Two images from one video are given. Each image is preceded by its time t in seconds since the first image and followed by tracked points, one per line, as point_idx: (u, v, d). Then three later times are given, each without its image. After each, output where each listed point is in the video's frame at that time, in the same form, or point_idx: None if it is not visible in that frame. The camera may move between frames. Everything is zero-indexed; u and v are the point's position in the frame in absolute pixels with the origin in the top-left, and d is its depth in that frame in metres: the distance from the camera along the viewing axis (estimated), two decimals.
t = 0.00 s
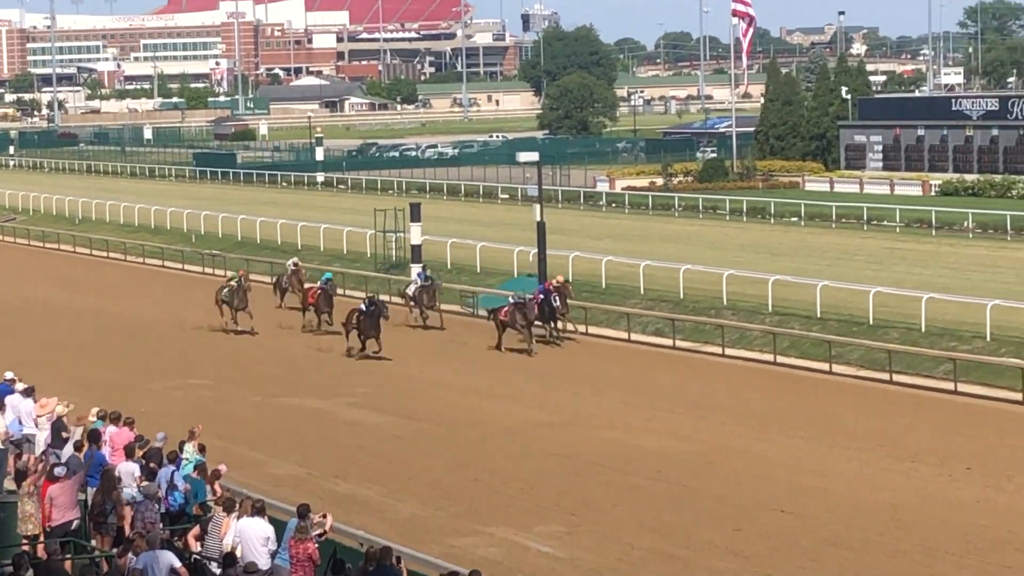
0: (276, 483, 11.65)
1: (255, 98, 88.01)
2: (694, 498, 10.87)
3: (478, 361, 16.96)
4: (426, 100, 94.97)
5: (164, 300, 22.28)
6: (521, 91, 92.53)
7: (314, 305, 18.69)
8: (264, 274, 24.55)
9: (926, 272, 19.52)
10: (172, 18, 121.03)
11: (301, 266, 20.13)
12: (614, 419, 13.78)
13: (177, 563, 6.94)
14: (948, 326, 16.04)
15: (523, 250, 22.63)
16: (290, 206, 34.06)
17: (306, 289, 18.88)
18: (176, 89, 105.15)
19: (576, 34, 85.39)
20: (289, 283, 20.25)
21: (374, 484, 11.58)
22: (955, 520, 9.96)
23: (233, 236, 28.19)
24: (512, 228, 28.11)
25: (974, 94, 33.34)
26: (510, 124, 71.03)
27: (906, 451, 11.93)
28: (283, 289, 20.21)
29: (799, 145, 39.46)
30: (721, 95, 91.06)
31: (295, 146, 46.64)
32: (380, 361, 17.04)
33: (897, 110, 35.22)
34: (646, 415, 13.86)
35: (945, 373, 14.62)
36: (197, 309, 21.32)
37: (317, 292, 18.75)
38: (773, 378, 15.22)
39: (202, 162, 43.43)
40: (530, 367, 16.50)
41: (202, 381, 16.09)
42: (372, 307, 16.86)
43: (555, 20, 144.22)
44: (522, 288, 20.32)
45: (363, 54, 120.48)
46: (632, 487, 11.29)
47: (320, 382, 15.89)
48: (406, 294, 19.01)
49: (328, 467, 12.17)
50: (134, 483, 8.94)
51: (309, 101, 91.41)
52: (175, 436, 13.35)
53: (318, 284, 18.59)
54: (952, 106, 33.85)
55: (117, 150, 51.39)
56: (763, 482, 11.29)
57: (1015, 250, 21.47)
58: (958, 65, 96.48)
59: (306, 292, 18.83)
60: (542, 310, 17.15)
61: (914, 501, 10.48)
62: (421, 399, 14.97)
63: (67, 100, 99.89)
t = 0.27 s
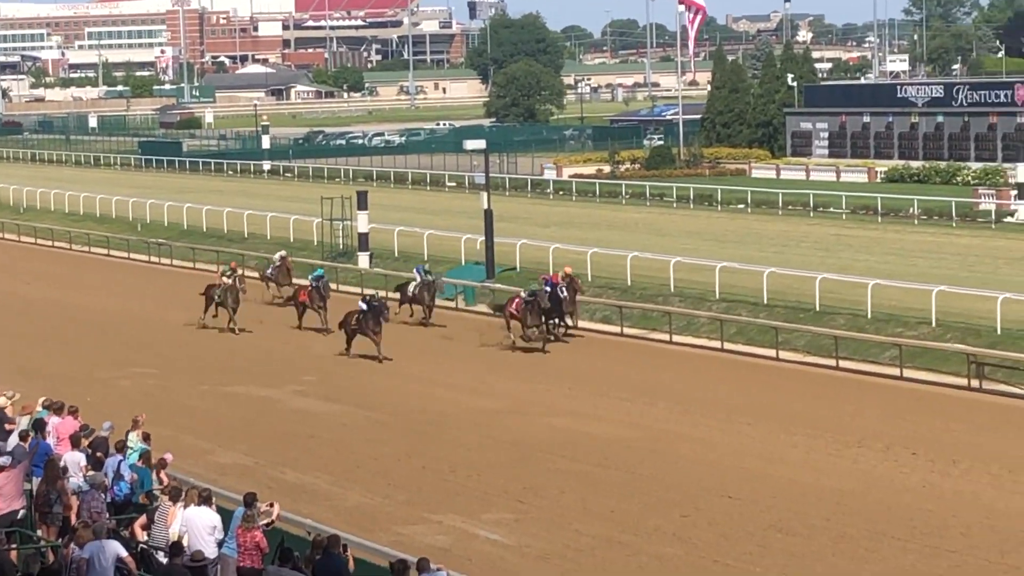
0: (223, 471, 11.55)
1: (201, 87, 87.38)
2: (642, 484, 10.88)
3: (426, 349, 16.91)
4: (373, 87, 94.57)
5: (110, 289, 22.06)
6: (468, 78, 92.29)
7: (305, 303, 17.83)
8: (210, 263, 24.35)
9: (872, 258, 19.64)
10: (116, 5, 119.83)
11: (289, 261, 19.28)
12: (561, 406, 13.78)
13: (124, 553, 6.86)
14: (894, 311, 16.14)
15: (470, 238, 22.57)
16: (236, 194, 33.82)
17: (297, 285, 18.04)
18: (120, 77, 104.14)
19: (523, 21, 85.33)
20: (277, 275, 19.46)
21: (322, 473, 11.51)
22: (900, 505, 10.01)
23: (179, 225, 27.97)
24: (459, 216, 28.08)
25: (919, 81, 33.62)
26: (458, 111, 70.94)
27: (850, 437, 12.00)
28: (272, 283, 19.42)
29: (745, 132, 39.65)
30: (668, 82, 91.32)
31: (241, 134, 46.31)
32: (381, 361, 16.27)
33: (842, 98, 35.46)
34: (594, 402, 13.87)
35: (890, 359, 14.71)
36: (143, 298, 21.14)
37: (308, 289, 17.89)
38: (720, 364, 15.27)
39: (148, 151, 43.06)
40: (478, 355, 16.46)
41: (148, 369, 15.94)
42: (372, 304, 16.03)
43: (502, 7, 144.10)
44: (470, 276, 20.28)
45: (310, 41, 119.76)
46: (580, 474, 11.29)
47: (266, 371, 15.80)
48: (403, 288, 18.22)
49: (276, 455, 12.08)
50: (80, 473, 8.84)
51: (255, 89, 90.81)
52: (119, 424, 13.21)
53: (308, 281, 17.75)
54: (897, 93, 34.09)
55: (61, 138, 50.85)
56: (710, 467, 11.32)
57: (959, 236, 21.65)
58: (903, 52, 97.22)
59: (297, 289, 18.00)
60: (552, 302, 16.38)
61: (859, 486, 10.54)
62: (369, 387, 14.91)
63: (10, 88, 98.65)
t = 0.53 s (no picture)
0: (162, 461, 11.41)
1: (138, 74, 86.47)
2: (582, 471, 10.87)
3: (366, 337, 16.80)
4: (312, 75, 93.95)
5: (45, 278, 21.75)
6: (407, 66, 91.88)
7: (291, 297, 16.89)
8: (148, 251, 24.09)
9: (810, 245, 19.76)
10: None
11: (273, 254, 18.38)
12: (502, 393, 13.74)
13: (61, 543, 6.76)
14: (831, 298, 16.23)
15: (410, 226, 22.48)
16: (174, 182, 33.44)
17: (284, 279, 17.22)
18: (55, 65, 102.77)
19: (462, 8, 85.07)
20: (261, 273, 18.44)
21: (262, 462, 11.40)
22: (838, 491, 10.06)
23: (116, 214, 27.62)
24: (399, 204, 27.94)
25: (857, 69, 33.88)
26: (396, 100, 70.67)
27: (789, 424, 12.05)
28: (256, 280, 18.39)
29: (684, 120, 39.75)
30: (608, 70, 91.45)
31: (179, 122, 45.82)
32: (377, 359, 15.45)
33: (781, 85, 35.67)
34: (535, 390, 13.83)
35: (828, 345, 14.79)
36: (80, 287, 20.86)
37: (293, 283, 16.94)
38: (660, 351, 15.28)
39: (84, 139, 42.50)
40: (418, 343, 16.38)
41: (85, 359, 15.72)
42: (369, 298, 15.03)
43: None
44: (410, 264, 20.17)
45: (248, 29, 118.75)
46: (522, 461, 11.25)
47: (205, 359, 15.63)
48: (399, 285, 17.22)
49: (216, 445, 11.95)
50: (17, 464, 8.70)
51: (193, 77, 89.90)
52: (56, 414, 13.01)
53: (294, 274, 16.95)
54: (835, 80, 34.29)
55: None
56: (651, 454, 11.32)
57: (896, 223, 21.82)
58: (840, 39, 97.87)
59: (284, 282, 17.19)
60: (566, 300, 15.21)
61: (797, 472, 10.59)
62: (309, 375, 14.79)
63: None
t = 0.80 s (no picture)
0: (89, 452, 11.22)
1: (62, 63, 85.23)
2: (513, 460, 10.83)
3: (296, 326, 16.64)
4: (240, 64, 93.10)
5: None
6: (336, 55, 91.30)
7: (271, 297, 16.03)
8: (74, 241, 23.74)
9: (737, 233, 19.87)
10: None
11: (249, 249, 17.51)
12: (433, 383, 13.66)
13: None
14: (759, 286, 16.31)
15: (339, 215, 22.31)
16: (101, 172, 32.97)
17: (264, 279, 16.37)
18: None
19: None
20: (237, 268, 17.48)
21: (190, 452, 11.25)
22: (766, 478, 10.10)
23: (41, 203, 27.19)
24: (329, 193, 27.75)
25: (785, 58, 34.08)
26: (326, 89, 70.16)
27: (718, 412, 12.09)
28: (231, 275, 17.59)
29: (613, 109, 39.79)
30: (536, 59, 91.42)
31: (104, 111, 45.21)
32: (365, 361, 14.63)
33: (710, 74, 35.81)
34: (465, 379, 13.77)
35: (757, 333, 14.86)
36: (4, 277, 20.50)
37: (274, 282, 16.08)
38: (589, 340, 15.27)
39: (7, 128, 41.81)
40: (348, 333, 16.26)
41: (10, 350, 15.44)
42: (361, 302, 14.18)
43: None
44: (339, 254, 20.01)
45: (175, 18, 117.40)
46: (451, 450, 11.19)
47: (132, 350, 15.41)
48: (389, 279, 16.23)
49: (143, 435, 11.78)
50: None
51: (119, 66, 88.74)
52: None
53: (278, 274, 16.06)
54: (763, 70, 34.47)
55: None
56: (581, 442, 11.31)
57: (823, 212, 21.97)
58: (767, 28, 98.52)
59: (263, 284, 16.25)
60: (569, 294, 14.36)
61: (726, 460, 10.62)
62: (238, 365, 14.62)
63: None
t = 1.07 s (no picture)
0: None
1: None
2: (431, 447, 10.75)
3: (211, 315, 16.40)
4: (153, 51, 91.84)
5: None
6: (251, 43, 90.38)
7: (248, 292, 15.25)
8: None
9: (653, 220, 19.92)
10: None
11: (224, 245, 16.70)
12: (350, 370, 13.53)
13: None
14: (675, 274, 16.36)
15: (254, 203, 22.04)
16: (10, 160, 32.33)
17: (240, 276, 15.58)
18: None
19: None
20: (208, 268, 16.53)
21: (104, 441, 11.03)
22: (683, 464, 10.11)
23: None
24: (244, 181, 27.44)
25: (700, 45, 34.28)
26: (240, 76, 69.51)
27: (635, 398, 12.08)
28: (198, 275, 16.35)
29: (529, 96, 39.80)
30: (453, 46, 91.18)
31: (13, 98, 44.38)
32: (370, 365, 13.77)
33: (626, 62, 35.92)
34: (382, 366, 13.65)
35: (673, 320, 14.89)
36: None
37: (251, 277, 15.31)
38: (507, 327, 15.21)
39: None
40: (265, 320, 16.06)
41: None
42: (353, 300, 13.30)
43: None
44: (255, 242, 19.75)
45: (86, 5, 115.59)
46: (367, 438, 11.07)
47: (44, 339, 15.10)
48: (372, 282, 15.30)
49: (56, 425, 11.53)
50: None
51: (29, 53, 87.14)
52: None
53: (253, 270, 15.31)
54: (678, 57, 34.65)
55: None
56: (499, 430, 11.25)
57: (738, 199, 22.09)
58: (681, 16, 99.06)
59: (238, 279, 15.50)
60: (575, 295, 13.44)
61: (644, 446, 10.61)
62: (153, 354, 14.38)
63: None
